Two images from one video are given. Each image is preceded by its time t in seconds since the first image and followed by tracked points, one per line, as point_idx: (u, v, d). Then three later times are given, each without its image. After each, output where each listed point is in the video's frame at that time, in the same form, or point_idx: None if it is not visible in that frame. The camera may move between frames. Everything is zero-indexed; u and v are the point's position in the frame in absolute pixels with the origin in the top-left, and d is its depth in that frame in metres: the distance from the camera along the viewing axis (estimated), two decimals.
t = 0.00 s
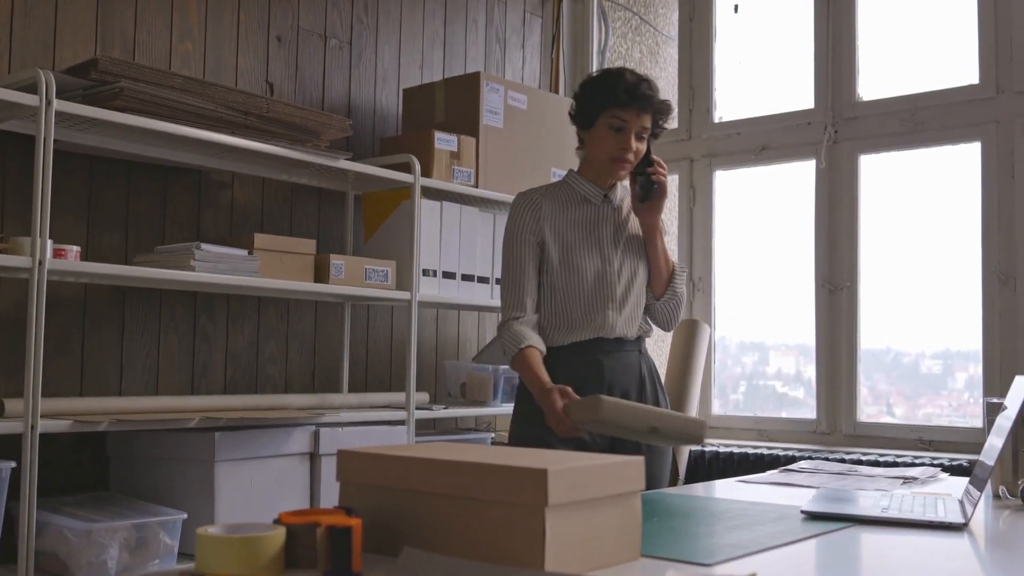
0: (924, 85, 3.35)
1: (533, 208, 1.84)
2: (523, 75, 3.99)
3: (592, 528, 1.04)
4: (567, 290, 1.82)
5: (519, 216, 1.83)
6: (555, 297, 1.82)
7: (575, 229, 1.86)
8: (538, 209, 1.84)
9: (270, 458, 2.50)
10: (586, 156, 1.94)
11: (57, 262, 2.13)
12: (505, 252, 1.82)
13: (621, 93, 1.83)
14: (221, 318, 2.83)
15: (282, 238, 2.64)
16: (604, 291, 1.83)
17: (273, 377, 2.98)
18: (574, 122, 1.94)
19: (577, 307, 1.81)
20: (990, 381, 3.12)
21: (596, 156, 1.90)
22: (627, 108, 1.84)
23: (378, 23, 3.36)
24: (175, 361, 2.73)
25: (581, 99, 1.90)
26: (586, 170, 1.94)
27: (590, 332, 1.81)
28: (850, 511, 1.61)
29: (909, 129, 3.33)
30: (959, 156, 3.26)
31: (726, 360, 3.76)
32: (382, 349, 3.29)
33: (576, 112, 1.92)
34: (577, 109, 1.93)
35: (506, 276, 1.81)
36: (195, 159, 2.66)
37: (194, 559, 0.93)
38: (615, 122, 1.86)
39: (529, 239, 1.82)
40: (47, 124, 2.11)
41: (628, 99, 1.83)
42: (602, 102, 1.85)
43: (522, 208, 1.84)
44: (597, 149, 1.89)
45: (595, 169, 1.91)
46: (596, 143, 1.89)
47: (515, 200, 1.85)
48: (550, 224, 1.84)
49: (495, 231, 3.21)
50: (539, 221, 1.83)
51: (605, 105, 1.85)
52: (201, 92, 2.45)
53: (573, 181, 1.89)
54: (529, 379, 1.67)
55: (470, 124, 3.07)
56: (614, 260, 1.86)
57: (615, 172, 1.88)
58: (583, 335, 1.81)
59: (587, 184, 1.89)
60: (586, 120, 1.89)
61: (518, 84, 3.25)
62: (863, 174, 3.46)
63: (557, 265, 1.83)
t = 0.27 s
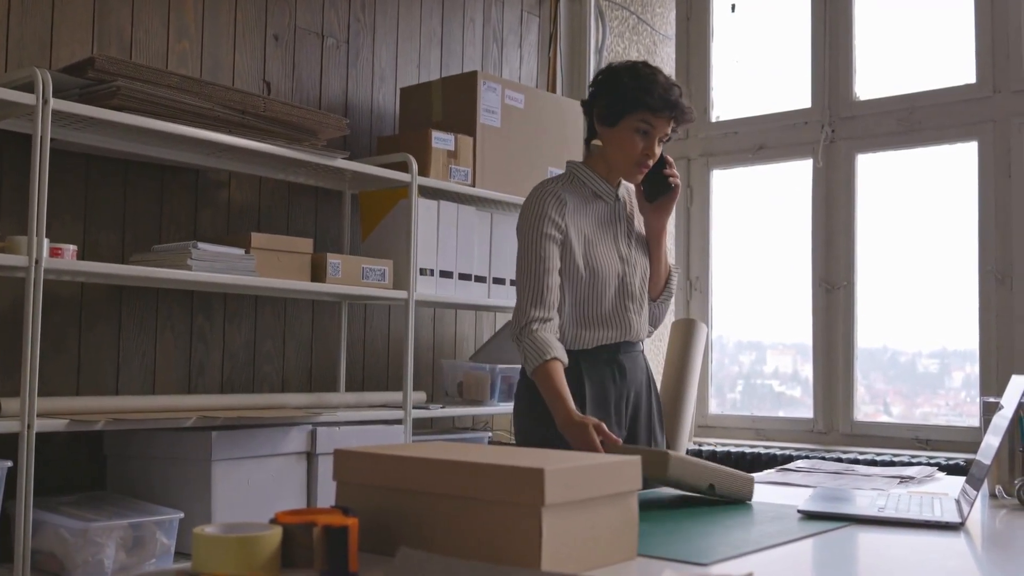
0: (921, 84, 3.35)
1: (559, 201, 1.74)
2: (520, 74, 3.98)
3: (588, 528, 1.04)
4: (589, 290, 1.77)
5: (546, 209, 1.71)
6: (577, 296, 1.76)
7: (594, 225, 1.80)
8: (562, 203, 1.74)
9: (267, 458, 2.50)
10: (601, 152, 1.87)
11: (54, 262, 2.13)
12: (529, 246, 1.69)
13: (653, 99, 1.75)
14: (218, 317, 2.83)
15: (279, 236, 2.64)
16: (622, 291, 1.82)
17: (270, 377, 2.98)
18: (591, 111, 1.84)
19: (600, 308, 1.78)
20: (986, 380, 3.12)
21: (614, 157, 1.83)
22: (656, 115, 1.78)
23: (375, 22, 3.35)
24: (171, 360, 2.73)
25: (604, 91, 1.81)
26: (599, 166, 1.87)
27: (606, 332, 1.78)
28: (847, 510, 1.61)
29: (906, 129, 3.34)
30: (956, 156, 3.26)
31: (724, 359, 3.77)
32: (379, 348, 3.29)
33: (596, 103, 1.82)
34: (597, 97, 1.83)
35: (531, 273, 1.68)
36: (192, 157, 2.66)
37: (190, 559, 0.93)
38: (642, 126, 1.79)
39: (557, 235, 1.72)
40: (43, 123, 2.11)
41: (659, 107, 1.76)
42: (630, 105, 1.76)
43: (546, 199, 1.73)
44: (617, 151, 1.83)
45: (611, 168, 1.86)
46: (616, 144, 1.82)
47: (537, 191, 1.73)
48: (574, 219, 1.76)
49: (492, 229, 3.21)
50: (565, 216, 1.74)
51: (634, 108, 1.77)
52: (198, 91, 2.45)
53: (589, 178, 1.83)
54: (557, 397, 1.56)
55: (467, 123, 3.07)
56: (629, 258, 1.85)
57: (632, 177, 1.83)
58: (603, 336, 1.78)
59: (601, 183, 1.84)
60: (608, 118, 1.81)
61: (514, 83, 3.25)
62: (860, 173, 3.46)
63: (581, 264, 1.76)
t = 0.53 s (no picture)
0: (919, 84, 3.35)
1: (574, 192, 1.73)
2: (518, 73, 3.98)
3: (585, 526, 1.04)
4: (597, 285, 1.76)
5: (562, 199, 1.70)
6: (586, 290, 1.75)
7: (604, 219, 1.80)
8: (578, 194, 1.73)
9: (264, 457, 2.50)
10: (610, 136, 1.86)
11: (51, 260, 2.13)
12: (544, 236, 1.67)
13: (674, 87, 1.78)
14: (216, 316, 2.83)
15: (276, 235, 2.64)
16: (627, 287, 1.82)
17: (268, 376, 2.98)
18: (602, 94, 1.83)
19: (607, 303, 1.77)
20: (983, 379, 3.13)
21: (627, 143, 1.84)
22: (673, 104, 1.80)
23: (373, 21, 3.35)
24: (169, 359, 2.73)
25: (621, 75, 1.80)
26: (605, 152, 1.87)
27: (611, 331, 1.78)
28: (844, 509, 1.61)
29: (904, 128, 3.34)
30: (954, 155, 3.26)
31: (722, 359, 3.77)
32: (377, 347, 3.29)
33: (612, 86, 1.81)
34: (609, 80, 1.83)
35: (545, 263, 1.65)
36: (189, 156, 2.66)
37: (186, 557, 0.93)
38: (656, 113, 1.81)
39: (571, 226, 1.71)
40: (41, 122, 2.11)
41: (679, 95, 1.79)
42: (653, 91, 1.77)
43: (562, 189, 1.71)
44: (631, 136, 1.83)
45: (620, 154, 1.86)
46: (631, 129, 1.82)
47: (552, 180, 1.71)
48: (587, 211, 1.75)
49: (490, 228, 3.21)
50: (579, 207, 1.73)
51: (654, 95, 1.78)
52: (196, 90, 2.45)
53: (599, 168, 1.82)
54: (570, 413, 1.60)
55: (465, 123, 3.07)
56: (634, 254, 1.85)
57: (642, 165, 1.85)
58: (609, 330, 1.78)
59: (608, 170, 1.84)
60: (625, 102, 1.80)
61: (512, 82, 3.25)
62: (858, 172, 3.47)
63: (593, 257, 1.75)
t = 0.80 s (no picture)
0: (916, 83, 3.35)
1: (585, 189, 1.71)
2: (515, 72, 3.98)
3: (578, 526, 1.03)
4: (601, 284, 1.74)
5: (574, 196, 1.69)
6: (590, 288, 1.73)
7: (610, 217, 1.79)
8: (588, 191, 1.72)
9: (261, 456, 2.50)
10: (622, 128, 1.86)
11: (47, 260, 2.12)
12: (555, 231, 1.65)
13: (691, 81, 1.81)
14: (212, 314, 2.83)
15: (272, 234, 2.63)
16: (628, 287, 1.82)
17: (264, 375, 2.98)
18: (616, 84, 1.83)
19: (610, 301, 1.76)
20: (979, 378, 3.13)
21: (640, 137, 1.85)
22: (689, 99, 1.83)
23: (370, 19, 3.35)
24: (165, 358, 2.73)
25: (638, 66, 1.81)
26: (615, 144, 1.87)
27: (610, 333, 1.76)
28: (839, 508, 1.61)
29: (900, 127, 3.34)
30: (950, 153, 3.26)
31: (719, 357, 3.77)
32: (374, 346, 3.29)
33: (628, 77, 1.81)
34: (624, 71, 1.83)
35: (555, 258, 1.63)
36: (185, 155, 2.65)
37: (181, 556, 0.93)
38: (672, 108, 1.83)
39: (580, 223, 1.69)
40: (36, 120, 2.10)
41: (696, 89, 1.82)
42: (671, 86, 1.79)
43: (573, 186, 1.70)
44: (645, 130, 1.84)
45: (631, 147, 1.86)
46: (645, 123, 1.83)
47: (564, 176, 1.70)
48: (596, 209, 1.74)
49: (487, 227, 3.21)
50: (589, 205, 1.72)
51: (671, 88, 1.80)
52: (192, 89, 2.45)
53: (607, 163, 1.84)
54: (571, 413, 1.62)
55: (461, 122, 3.07)
56: (635, 256, 1.85)
57: (652, 159, 1.86)
58: (610, 331, 1.76)
59: (615, 165, 1.85)
60: (642, 95, 1.81)
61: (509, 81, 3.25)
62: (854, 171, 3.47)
63: (599, 255, 1.74)
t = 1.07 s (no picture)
0: (909, 83, 3.36)
1: (591, 190, 1.69)
2: (509, 71, 3.98)
3: (569, 525, 1.03)
4: (602, 285, 1.75)
5: (583, 199, 1.66)
6: (591, 289, 1.74)
7: (610, 218, 1.79)
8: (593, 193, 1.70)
9: (254, 455, 2.50)
10: (624, 127, 1.85)
11: (39, 259, 2.12)
12: (562, 235, 1.63)
13: (696, 85, 1.80)
14: (205, 314, 2.82)
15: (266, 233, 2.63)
16: (626, 288, 1.82)
17: (257, 375, 2.97)
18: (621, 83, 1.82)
19: (609, 304, 1.77)
20: (972, 377, 3.13)
21: (641, 137, 1.84)
22: (693, 102, 1.82)
23: (364, 19, 3.35)
24: (158, 358, 2.72)
25: (644, 66, 1.80)
26: (616, 142, 1.87)
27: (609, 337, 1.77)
28: (831, 507, 1.61)
29: (893, 126, 3.35)
30: (944, 153, 3.27)
31: (714, 357, 3.77)
32: (367, 345, 3.29)
33: (634, 76, 1.80)
34: (630, 70, 1.82)
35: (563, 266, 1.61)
36: (179, 154, 2.65)
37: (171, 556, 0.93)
38: (676, 110, 1.82)
39: (585, 225, 1.67)
40: (28, 119, 2.10)
41: (701, 93, 1.81)
42: (677, 88, 1.79)
43: (578, 186, 1.67)
44: (647, 130, 1.83)
45: (631, 147, 1.86)
46: (647, 124, 1.83)
47: (569, 175, 1.67)
48: (598, 211, 1.73)
49: (481, 226, 3.20)
50: (593, 206, 1.70)
51: (675, 91, 1.80)
52: (185, 88, 2.45)
53: (606, 162, 1.83)
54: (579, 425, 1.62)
55: (455, 121, 3.07)
56: (632, 257, 1.86)
57: (652, 160, 1.86)
58: (610, 329, 1.77)
59: (615, 165, 1.84)
60: (646, 96, 1.80)
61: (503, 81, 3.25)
62: (848, 171, 3.47)
63: (602, 259, 1.73)
